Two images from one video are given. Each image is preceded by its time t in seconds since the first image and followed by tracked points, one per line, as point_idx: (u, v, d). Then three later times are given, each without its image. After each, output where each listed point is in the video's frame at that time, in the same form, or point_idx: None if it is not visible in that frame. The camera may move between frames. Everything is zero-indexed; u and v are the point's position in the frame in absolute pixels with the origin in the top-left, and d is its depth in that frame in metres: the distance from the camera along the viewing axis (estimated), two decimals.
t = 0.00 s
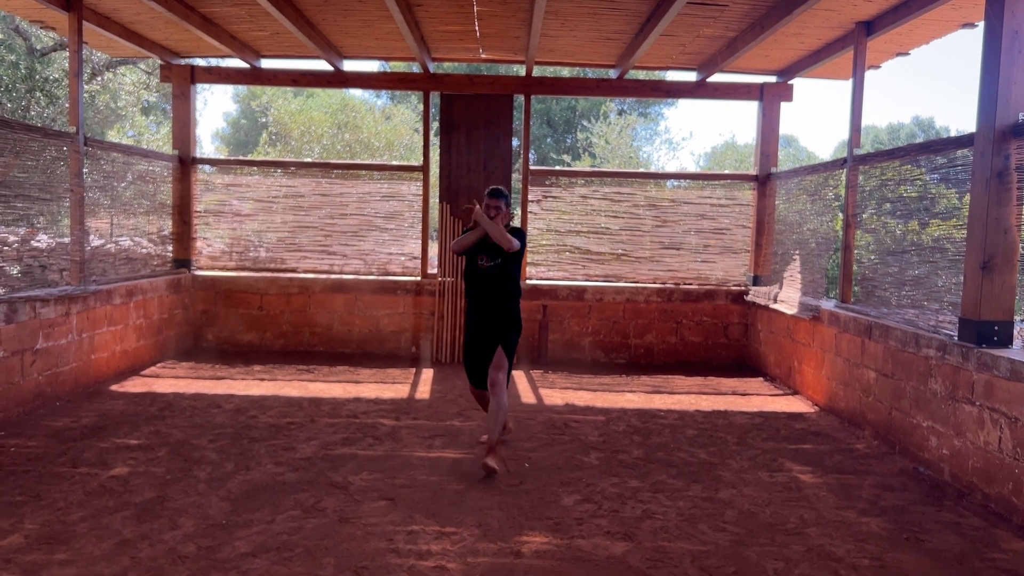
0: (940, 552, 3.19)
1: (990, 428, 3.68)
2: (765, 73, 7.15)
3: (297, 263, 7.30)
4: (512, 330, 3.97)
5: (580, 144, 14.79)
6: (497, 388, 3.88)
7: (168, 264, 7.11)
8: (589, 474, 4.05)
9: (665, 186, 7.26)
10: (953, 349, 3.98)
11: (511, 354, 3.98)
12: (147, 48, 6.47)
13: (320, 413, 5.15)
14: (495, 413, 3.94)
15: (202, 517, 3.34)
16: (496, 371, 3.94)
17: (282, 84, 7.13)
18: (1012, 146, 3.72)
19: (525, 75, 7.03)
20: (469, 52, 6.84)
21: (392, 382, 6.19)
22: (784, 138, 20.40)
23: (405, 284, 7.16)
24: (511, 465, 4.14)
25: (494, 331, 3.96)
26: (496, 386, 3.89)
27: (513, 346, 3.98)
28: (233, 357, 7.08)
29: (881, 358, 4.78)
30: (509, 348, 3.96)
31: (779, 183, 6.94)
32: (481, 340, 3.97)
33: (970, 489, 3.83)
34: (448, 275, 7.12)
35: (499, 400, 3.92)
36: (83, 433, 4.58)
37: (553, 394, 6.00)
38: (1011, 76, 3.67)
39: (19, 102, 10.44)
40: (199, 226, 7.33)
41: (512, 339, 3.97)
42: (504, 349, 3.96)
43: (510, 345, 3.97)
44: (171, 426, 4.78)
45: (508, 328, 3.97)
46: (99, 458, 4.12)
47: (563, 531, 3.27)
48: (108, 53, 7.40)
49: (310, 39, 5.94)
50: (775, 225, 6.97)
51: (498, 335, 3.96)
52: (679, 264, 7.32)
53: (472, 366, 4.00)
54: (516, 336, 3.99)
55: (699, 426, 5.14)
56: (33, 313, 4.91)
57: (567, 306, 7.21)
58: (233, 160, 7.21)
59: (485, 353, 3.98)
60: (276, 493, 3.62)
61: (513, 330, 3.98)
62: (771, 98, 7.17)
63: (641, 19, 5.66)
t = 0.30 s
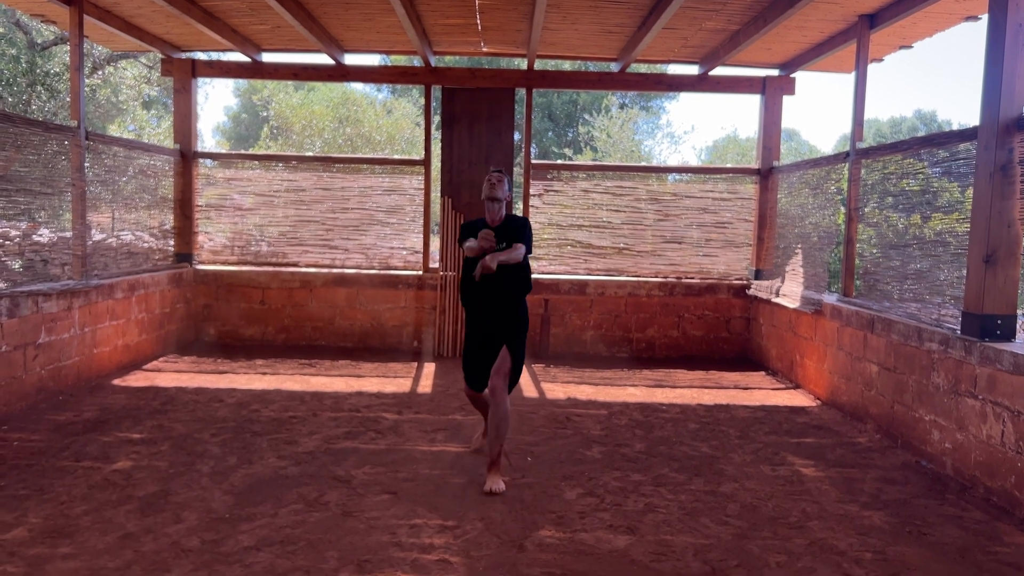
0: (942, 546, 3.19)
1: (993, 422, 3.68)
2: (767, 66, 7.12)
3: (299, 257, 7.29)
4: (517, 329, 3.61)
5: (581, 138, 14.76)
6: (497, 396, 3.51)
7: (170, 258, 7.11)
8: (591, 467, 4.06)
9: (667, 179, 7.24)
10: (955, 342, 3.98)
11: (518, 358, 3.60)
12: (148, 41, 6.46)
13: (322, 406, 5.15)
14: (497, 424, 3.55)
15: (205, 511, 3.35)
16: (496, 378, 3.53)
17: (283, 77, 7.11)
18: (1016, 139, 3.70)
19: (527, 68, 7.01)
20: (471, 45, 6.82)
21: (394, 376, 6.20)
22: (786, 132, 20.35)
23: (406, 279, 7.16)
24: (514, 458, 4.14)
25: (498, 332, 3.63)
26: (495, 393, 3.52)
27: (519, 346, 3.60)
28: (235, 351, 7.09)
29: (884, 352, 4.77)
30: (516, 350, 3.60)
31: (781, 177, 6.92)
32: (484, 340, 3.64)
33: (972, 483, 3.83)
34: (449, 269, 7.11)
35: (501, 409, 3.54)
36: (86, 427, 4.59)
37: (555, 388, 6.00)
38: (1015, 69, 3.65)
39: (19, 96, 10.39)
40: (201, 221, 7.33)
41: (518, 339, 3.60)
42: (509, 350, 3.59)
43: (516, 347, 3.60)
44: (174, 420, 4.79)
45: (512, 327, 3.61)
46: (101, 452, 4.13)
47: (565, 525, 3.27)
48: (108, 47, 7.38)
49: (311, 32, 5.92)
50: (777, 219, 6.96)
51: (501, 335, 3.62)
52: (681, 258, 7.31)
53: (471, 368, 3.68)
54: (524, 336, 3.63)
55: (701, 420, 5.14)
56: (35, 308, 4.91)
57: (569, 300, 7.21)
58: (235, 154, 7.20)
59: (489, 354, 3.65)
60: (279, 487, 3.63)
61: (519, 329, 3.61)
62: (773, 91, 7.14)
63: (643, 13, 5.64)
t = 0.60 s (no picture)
0: (944, 535, 3.22)
1: (994, 412, 3.69)
2: (769, 57, 7.10)
3: (301, 249, 7.31)
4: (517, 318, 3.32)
5: (583, 129, 14.74)
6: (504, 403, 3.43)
7: (173, 250, 7.13)
8: (594, 457, 4.08)
9: (669, 170, 7.25)
10: (957, 332, 3.99)
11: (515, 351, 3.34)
12: (150, 33, 6.45)
13: (326, 397, 5.18)
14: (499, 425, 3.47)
15: (211, 500, 3.37)
16: (498, 382, 3.43)
17: (284, 69, 7.10)
18: (1018, 130, 3.70)
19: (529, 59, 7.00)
20: (473, 36, 6.81)
21: (397, 367, 6.22)
22: (788, 123, 20.29)
23: (408, 270, 7.17)
24: (517, 449, 4.16)
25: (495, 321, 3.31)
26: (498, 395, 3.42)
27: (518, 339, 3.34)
28: (238, 343, 7.11)
29: (885, 342, 4.79)
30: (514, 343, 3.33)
31: (783, 168, 6.92)
32: (478, 328, 3.29)
33: (973, 472, 3.85)
34: (451, 261, 7.11)
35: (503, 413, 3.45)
36: (91, 418, 4.62)
37: (558, 379, 6.03)
38: (1017, 59, 3.65)
39: (21, 88, 10.40)
40: (203, 213, 7.34)
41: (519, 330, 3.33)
42: (506, 341, 3.33)
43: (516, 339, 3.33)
44: (178, 410, 4.82)
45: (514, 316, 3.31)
46: (107, 442, 4.15)
47: (569, 514, 3.29)
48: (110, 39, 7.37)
49: (313, 24, 5.92)
50: (779, 210, 6.97)
51: (500, 324, 3.31)
52: (683, 249, 7.32)
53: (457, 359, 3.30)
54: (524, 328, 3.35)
55: (702, 410, 5.17)
56: (39, 299, 4.93)
57: (571, 291, 7.22)
58: (237, 145, 7.21)
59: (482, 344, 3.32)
60: (284, 477, 3.65)
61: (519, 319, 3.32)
62: (776, 81, 7.12)
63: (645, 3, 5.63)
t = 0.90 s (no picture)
0: (939, 517, 3.29)
1: (990, 397, 3.75)
2: (770, 46, 7.12)
3: (305, 238, 7.37)
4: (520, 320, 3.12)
5: (584, 118, 14.75)
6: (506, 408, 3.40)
7: (178, 239, 7.18)
8: (597, 442, 4.15)
9: (670, 160, 7.28)
10: (954, 319, 4.04)
11: (516, 355, 3.16)
12: (153, 24, 6.48)
13: (331, 385, 5.25)
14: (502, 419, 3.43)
15: (221, 485, 3.44)
16: (500, 392, 3.33)
17: (287, 59, 7.12)
18: (1016, 119, 3.74)
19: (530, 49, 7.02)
20: (475, 26, 6.83)
21: (400, 355, 6.29)
22: (789, 112, 20.27)
23: (411, 259, 7.23)
24: (521, 434, 4.23)
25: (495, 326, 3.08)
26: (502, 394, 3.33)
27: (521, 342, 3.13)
28: (243, 331, 7.17)
29: (884, 329, 4.85)
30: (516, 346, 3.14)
31: (784, 157, 6.96)
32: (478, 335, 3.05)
33: (969, 456, 3.92)
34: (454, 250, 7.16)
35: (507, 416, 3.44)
36: (100, 405, 4.69)
37: (560, 366, 6.10)
38: (1015, 48, 3.68)
39: (26, 79, 10.38)
40: (207, 202, 7.40)
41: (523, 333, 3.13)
42: (506, 346, 3.12)
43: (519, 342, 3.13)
44: (187, 398, 4.89)
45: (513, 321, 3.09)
46: (118, 429, 4.23)
47: (572, 497, 3.37)
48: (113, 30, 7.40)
49: (316, 14, 5.94)
50: (780, 199, 7.01)
51: (498, 330, 3.08)
52: (684, 238, 7.37)
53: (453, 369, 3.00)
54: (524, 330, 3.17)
55: (703, 397, 5.24)
56: (48, 289, 4.99)
57: (573, 280, 7.28)
58: (240, 136, 7.25)
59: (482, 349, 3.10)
60: (293, 462, 3.72)
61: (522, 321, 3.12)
62: (776, 70, 7.13)
63: None
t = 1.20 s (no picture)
0: (930, 490, 3.40)
1: (980, 375, 3.86)
2: (769, 32, 7.16)
3: (309, 224, 7.46)
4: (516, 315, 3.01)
5: (585, 104, 14.78)
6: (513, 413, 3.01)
7: (184, 225, 7.27)
8: (598, 421, 4.26)
9: (670, 145, 7.36)
10: (946, 300, 4.14)
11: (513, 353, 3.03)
12: (158, 11, 6.54)
13: (338, 367, 5.37)
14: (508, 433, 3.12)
15: (235, 461, 3.56)
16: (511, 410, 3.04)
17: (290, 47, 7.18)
18: (1007, 104, 3.83)
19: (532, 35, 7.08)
20: (476, 13, 6.88)
21: (404, 339, 6.40)
22: (790, 97, 20.25)
23: (414, 245, 7.32)
24: (524, 413, 4.35)
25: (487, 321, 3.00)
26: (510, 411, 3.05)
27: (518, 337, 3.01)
28: (249, 316, 7.27)
29: (879, 311, 4.95)
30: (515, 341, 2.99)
31: (782, 142, 7.03)
32: (469, 329, 3.01)
33: (960, 433, 4.03)
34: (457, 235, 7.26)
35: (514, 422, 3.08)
36: (113, 386, 4.81)
37: (562, 349, 6.20)
38: (1007, 34, 3.76)
39: (33, 67, 10.24)
40: (212, 189, 7.48)
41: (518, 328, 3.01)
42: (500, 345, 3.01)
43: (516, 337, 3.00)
44: (197, 379, 5.01)
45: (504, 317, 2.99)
46: (131, 409, 4.34)
47: (574, 472, 3.48)
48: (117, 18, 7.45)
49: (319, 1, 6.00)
50: (778, 184, 7.09)
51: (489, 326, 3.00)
52: (684, 223, 7.46)
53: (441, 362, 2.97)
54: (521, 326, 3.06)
55: (702, 378, 5.35)
56: (60, 274, 5.09)
57: (574, 265, 7.37)
58: (244, 123, 7.33)
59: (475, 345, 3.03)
60: (303, 440, 3.84)
61: (517, 315, 3.00)
62: (775, 56, 7.19)
63: None
